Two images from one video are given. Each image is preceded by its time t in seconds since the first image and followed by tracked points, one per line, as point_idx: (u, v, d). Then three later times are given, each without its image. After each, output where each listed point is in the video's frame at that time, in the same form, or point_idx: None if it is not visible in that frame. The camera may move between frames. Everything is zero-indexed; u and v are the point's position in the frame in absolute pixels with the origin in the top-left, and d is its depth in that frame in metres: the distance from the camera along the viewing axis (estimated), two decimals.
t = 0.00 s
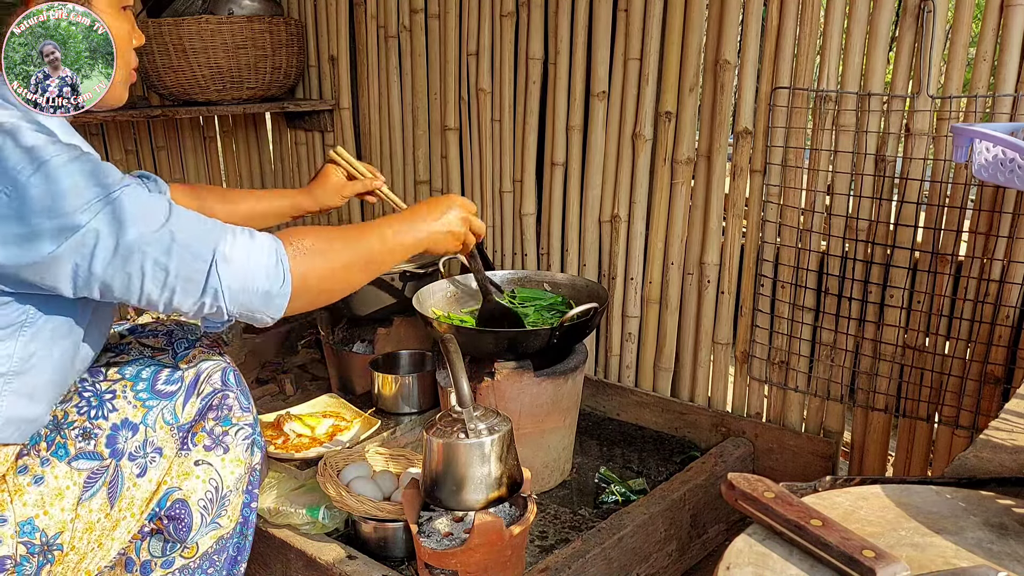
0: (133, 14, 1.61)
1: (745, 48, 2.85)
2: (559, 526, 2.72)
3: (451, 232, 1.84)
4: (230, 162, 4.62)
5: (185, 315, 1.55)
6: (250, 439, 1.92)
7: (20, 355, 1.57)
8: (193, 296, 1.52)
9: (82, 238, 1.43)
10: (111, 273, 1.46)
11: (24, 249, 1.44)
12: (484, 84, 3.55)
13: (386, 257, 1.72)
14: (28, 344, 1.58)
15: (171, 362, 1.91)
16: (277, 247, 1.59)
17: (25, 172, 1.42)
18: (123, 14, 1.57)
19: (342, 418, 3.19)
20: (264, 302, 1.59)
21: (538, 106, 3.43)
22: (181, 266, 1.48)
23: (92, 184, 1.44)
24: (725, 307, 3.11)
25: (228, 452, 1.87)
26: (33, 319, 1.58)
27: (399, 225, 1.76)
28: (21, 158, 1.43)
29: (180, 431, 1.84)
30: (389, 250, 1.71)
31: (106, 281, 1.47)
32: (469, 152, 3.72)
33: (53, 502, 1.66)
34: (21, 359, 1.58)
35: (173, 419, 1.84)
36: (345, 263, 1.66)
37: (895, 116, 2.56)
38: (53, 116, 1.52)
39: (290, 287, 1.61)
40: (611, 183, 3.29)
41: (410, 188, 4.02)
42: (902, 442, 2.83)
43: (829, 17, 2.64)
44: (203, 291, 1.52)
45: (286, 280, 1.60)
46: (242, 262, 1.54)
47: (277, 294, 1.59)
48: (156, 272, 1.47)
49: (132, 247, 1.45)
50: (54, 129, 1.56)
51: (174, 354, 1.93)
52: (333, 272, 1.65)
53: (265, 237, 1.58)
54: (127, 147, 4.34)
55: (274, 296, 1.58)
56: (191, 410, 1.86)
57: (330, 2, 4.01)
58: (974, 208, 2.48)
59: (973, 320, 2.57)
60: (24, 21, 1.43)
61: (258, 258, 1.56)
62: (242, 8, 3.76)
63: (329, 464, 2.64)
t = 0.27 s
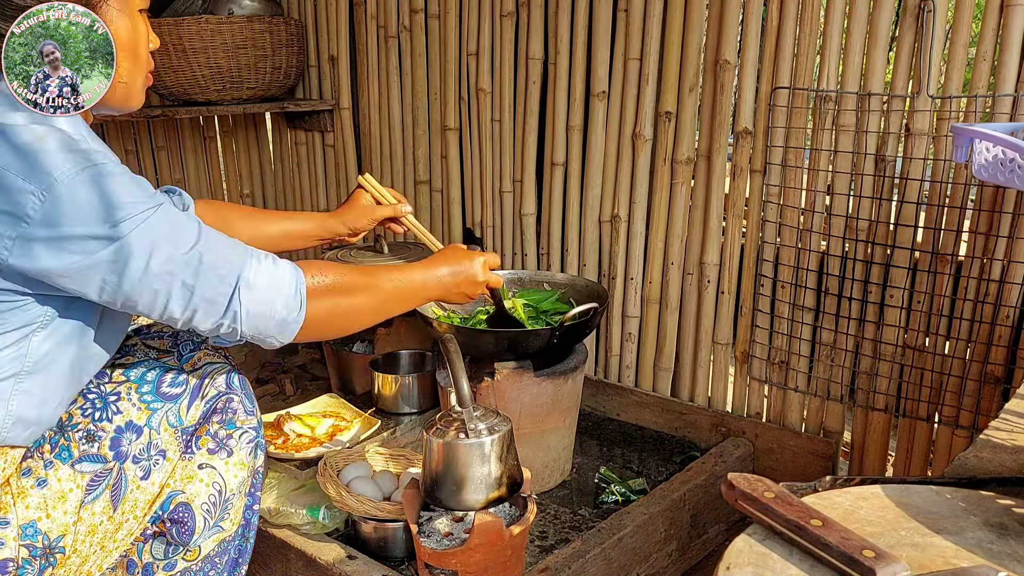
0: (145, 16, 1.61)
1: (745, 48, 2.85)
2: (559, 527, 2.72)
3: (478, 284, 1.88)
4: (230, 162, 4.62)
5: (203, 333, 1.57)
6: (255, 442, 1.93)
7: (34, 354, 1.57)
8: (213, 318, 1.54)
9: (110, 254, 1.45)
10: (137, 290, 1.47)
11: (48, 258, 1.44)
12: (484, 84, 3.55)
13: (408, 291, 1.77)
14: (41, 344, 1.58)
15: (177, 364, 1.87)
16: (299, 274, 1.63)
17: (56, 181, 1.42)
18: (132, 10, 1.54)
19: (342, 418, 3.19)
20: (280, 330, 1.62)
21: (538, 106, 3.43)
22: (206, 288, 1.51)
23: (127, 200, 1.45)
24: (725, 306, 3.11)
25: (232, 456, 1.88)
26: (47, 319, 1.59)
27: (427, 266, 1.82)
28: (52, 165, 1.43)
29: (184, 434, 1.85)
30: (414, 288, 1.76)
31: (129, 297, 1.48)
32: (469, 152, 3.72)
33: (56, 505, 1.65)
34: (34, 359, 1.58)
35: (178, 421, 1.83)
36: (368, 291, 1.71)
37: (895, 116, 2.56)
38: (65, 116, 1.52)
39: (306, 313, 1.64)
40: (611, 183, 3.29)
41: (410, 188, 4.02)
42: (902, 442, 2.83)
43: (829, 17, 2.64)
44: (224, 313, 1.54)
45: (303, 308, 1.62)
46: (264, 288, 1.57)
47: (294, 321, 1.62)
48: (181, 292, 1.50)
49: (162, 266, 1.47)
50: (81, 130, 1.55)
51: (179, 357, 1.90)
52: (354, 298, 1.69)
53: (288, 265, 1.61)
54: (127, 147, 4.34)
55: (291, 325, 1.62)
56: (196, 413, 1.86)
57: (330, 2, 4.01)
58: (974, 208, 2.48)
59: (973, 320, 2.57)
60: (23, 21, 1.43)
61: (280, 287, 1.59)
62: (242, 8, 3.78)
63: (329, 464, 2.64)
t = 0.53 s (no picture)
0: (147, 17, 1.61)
1: (745, 48, 2.85)
2: (559, 526, 2.72)
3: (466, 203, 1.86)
4: (230, 162, 4.62)
5: (218, 310, 1.56)
6: (253, 441, 1.93)
7: (37, 353, 1.58)
8: (227, 290, 1.53)
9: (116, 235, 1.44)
10: (146, 269, 1.46)
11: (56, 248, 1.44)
12: (484, 84, 3.55)
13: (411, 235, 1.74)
14: (44, 342, 1.59)
15: (175, 363, 1.88)
16: (306, 240, 1.61)
17: (56, 171, 1.43)
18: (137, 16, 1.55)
19: (342, 418, 3.19)
20: (296, 296, 1.60)
21: (538, 107, 3.43)
22: (216, 261, 1.50)
23: (126, 180, 1.45)
24: (725, 307, 3.11)
25: (231, 455, 1.89)
26: (51, 319, 1.58)
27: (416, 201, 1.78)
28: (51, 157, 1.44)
29: (183, 433, 1.84)
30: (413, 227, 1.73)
31: (140, 279, 1.47)
32: (469, 151, 3.72)
33: (55, 505, 1.65)
34: (37, 358, 1.58)
35: (176, 421, 1.83)
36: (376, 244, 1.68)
37: (895, 116, 2.56)
38: (65, 116, 1.53)
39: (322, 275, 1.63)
40: (611, 183, 3.29)
41: (410, 188, 4.02)
42: (902, 442, 2.83)
43: (829, 17, 2.64)
44: (237, 285, 1.53)
45: (314, 271, 1.61)
46: (273, 255, 1.56)
47: (307, 285, 1.60)
48: (191, 267, 1.49)
49: (168, 243, 1.46)
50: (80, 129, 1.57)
51: (177, 356, 1.90)
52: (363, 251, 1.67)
53: (294, 232, 1.60)
54: (127, 147, 4.36)
55: (305, 289, 1.60)
56: (195, 412, 1.87)
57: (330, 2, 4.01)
58: (974, 208, 2.48)
59: (973, 320, 2.57)
60: (23, 21, 1.42)
61: (288, 252, 1.58)
62: (242, 8, 3.78)
63: (329, 465, 2.64)
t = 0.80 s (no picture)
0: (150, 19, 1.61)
1: (745, 48, 2.85)
2: (559, 527, 2.72)
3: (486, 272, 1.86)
4: (230, 162, 4.62)
5: (208, 338, 1.57)
6: (254, 441, 1.92)
7: (38, 358, 1.57)
8: (219, 323, 1.54)
9: (116, 255, 1.44)
10: (143, 292, 1.47)
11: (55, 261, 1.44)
12: (484, 84, 3.55)
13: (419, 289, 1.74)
14: (45, 347, 1.58)
15: (175, 363, 1.88)
16: (305, 279, 1.62)
17: (60, 183, 1.42)
18: (144, 22, 1.56)
19: (342, 418, 3.19)
20: (287, 336, 1.61)
21: (538, 107, 3.43)
22: (212, 292, 1.51)
23: (131, 200, 1.45)
24: (725, 306, 3.11)
25: (232, 455, 1.87)
26: (51, 322, 1.58)
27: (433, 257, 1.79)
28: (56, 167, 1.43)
29: (184, 433, 1.84)
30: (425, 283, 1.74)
31: (134, 300, 1.48)
32: (469, 151, 3.72)
33: (55, 504, 1.66)
34: (38, 362, 1.57)
35: (177, 420, 1.83)
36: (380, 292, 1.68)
37: (895, 116, 2.56)
38: (66, 116, 1.52)
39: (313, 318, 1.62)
40: (611, 183, 3.29)
41: (410, 188, 4.02)
42: (902, 442, 2.83)
43: (829, 17, 2.64)
44: (230, 317, 1.54)
45: (308, 314, 1.61)
46: (269, 291, 1.56)
47: (301, 326, 1.61)
48: (186, 295, 1.49)
49: (168, 268, 1.47)
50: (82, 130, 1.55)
51: (178, 356, 1.90)
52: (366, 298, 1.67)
53: (294, 268, 1.61)
54: (127, 147, 4.35)
55: (297, 331, 1.61)
56: (196, 412, 1.86)
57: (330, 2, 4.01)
58: (973, 208, 2.48)
59: (973, 320, 2.57)
60: (23, 21, 1.42)
61: (285, 288, 1.59)
62: (242, 8, 3.78)
63: (329, 465, 2.64)
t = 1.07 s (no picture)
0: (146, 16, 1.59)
1: (745, 48, 2.85)
2: (559, 526, 2.72)
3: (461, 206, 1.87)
4: (230, 162, 4.62)
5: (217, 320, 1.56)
6: (253, 442, 1.92)
7: (38, 356, 1.58)
8: (227, 302, 1.53)
9: (119, 243, 1.44)
10: (148, 278, 1.47)
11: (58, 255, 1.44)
12: (484, 84, 3.55)
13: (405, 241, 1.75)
14: (44, 345, 1.58)
15: (174, 364, 1.88)
16: (306, 253, 1.62)
17: (58, 176, 1.42)
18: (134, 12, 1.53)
19: (342, 418, 3.19)
20: (295, 308, 1.61)
21: (538, 107, 3.43)
22: (217, 271, 1.51)
23: (128, 186, 1.45)
24: (725, 307, 3.11)
25: (230, 455, 1.87)
26: (50, 323, 1.58)
27: (410, 207, 1.80)
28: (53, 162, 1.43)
29: (183, 434, 1.84)
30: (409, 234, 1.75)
31: (140, 286, 1.47)
32: (469, 151, 3.72)
33: (53, 506, 1.66)
34: (37, 361, 1.58)
35: (175, 421, 1.83)
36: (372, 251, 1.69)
37: (895, 116, 2.56)
38: (65, 116, 1.53)
39: (321, 289, 1.64)
40: (611, 183, 3.29)
41: (410, 188, 4.02)
42: (902, 442, 2.83)
43: (829, 17, 2.64)
44: (237, 296, 1.54)
45: (314, 284, 1.62)
46: (273, 266, 1.57)
47: (307, 298, 1.61)
48: (192, 276, 1.49)
49: (171, 252, 1.47)
50: (79, 129, 1.56)
51: (177, 356, 1.91)
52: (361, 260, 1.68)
53: (294, 243, 1.61)
54: (127, 147, 4.35)
55: (304, 302, 1.61)
56: (193, 413, 1.86)
57: (330, 2, 4.01)
58: (974, 208, 2.48)
59: (972, 320, 2.57)
60: (23, 21, 1.42)
61: (288, 262, 1.59)
62: (242, 8, 3.78)
63: (329, 465, 2.64)
